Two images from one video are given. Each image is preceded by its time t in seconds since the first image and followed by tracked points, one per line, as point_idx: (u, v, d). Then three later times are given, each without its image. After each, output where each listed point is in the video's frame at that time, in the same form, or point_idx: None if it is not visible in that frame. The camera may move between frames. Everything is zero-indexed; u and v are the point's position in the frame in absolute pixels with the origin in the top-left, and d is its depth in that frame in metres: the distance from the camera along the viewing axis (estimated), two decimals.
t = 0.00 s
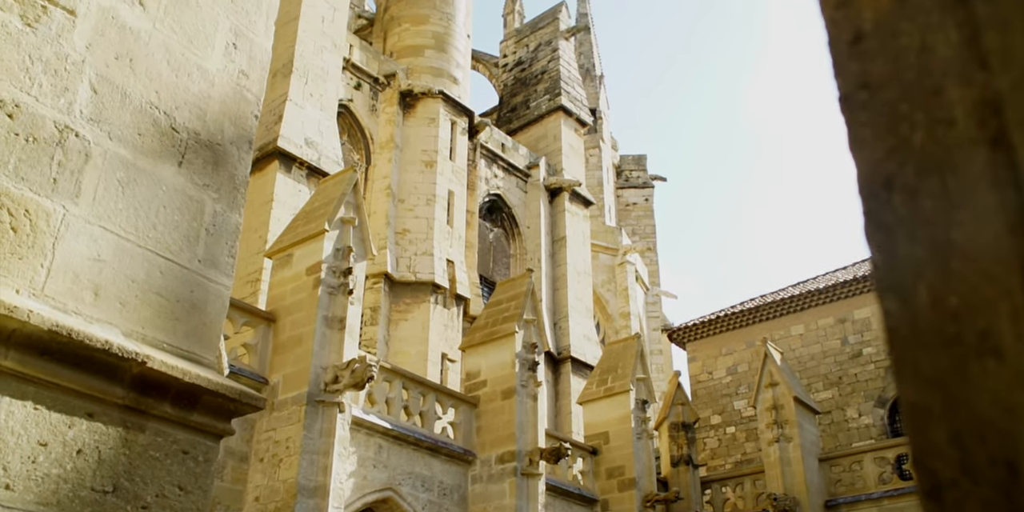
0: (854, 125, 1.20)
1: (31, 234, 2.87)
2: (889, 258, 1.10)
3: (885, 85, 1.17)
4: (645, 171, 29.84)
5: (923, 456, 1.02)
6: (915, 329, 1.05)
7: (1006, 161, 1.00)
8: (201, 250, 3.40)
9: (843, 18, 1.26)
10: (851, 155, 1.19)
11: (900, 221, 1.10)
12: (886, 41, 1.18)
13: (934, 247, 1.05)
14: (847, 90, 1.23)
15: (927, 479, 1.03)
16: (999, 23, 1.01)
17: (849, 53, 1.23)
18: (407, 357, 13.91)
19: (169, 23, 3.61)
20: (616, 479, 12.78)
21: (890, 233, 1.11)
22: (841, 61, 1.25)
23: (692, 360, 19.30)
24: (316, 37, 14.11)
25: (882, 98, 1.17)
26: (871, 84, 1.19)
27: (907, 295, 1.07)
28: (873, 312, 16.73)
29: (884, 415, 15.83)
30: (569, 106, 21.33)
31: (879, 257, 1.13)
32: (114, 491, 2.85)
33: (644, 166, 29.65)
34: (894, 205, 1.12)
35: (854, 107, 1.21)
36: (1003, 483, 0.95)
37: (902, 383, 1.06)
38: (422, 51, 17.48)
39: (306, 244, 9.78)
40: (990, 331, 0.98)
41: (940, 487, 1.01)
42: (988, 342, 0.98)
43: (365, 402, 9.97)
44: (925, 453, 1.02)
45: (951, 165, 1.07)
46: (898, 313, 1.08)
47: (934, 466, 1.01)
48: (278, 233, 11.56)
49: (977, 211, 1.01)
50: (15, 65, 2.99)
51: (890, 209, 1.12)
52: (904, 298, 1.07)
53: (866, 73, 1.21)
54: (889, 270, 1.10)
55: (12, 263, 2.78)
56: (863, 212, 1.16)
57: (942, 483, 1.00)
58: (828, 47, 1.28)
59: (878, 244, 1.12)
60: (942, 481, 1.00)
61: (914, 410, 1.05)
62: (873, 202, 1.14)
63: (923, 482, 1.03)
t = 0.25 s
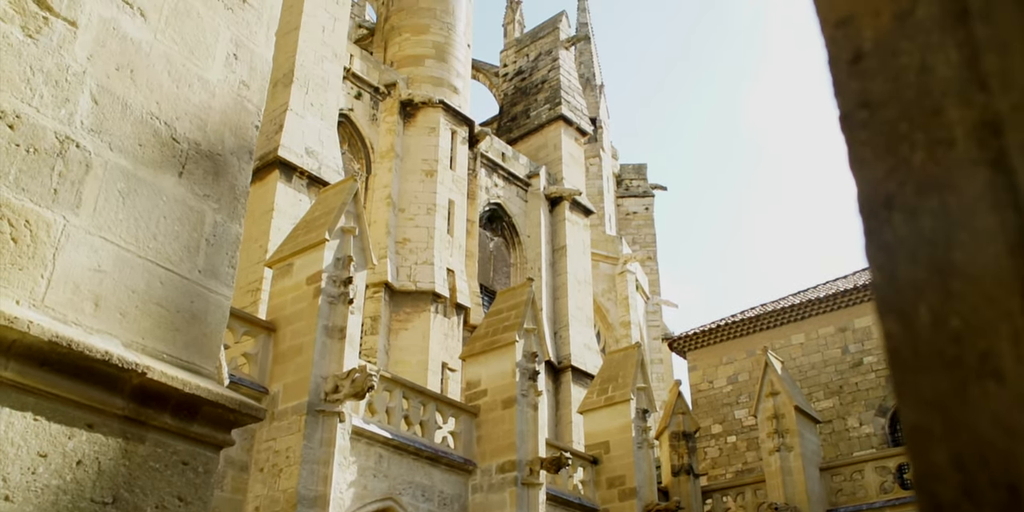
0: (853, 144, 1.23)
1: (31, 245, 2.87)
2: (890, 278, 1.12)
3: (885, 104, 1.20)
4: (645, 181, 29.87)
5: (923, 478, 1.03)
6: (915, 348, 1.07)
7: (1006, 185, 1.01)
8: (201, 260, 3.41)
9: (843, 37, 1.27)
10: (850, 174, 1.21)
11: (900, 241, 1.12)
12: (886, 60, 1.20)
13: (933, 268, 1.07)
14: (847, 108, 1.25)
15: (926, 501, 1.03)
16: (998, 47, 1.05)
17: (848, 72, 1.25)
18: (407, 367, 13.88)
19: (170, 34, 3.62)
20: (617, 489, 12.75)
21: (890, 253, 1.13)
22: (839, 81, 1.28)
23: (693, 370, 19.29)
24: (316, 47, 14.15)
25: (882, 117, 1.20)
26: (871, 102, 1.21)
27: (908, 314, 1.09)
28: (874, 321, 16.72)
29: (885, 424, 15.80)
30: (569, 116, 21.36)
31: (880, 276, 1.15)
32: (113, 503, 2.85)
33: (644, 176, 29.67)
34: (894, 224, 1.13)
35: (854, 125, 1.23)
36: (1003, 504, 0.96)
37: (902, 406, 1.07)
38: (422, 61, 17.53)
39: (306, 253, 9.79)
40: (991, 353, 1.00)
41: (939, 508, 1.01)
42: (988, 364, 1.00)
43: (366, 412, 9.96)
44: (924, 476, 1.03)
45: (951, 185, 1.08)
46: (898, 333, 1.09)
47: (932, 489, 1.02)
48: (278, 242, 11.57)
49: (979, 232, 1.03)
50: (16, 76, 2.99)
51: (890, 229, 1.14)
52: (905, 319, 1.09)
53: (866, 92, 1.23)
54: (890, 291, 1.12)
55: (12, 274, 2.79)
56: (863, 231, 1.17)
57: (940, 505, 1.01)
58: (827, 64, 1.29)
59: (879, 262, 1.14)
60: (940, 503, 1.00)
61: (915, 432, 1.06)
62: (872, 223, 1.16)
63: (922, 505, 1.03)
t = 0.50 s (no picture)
0: (853, 159, 1.22)
1: (32, 254, 2.87)
2: (890, 294, 1.11)
3: (884, 120, 1.19)
4: (644, 189, 29.90)
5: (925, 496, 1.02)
6: (915, 366, 1.06)
7: (1007, 200, 0.99)
8: (201, 270, 3.40)
9: (842, 52, 1.28)
10: (851, 190, 1.21)
11: (900, 257, 1.10)
12: (886, 76, 1.20)
13: (935, 283, 1.06)
14: (847, 123, 1.25)
15: None
16: (999, 63, 1.02)
17: (848, 87, 1.25)
18: (407, 375, 13.86)
19: (170, 44, 3.63)
20: (617, 498, 12.72)
21: (890, 268, 1.12)
22: (840, 94, 1.27)
23: (693, 378, 19.27)
24: (317, 56, 14.18)
25: (882, 132, 1.19)
26: (870, 118, 1.21)
27: (909, 331, 1.08)
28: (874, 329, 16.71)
29: (886, 432, 15.77)
30: (569, 124, 21.38)
31: (881, 291, 1.14)
32: None
33: (644, 184, 29.69)
34: (894, 240, 1.12)
35: (854, 141, 1.22)
36: None
37: (904, 423, 1.06)
38: (422, 70, 17.55)
39: (306, 261, 9.78)
40: (992, 370, 0.98)
41: None
42: (989, 383, 0.98)
43: (366, 421, 9.95)
44: (927, 493, 1.02)
45: (953, 201, 1.06)
46: (899, 351, 1.08)
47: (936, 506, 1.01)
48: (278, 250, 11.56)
49: (980, 249, 1.01)
50: (17, 86, 3.00)
51: (890, 245, 1.12)
52: (905, 336, 1.08)
53: (865, 108, 1.22)
54: (890, 308, 1.11)
55: (12, 284, 2.78)
56: (863, 247, 1.16)
57: None
58: (827, 80, 1.30)
59: (880, 278, 1.13)
60: None
61: (916, 450, 1.04)
62: (873, 238, 1.15)
63: None
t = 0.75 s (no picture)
0: (854, 172, 1.23)
1: (31, 264, 2.87)
2: (891, 309, 1.12)
3: (884, 134, 1.19)
4: (644, 196, 29.94)
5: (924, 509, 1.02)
6: (915, 381, 1.06)
7: (1007, 216, 0.97)
8: (201, 279, 3.41)
9: (842, 66, 1.29)
10: (852, 204, 1.21)
11: (901, 271, 1.11)
12: (885, 90, 1.20)
13: (936, 298, 1.06)
14: (847, 137, 1.26)
15: None
16: (1000, 80, 1.02)
17: (847, 101, 1.26)
18: (407, 383, 13.85)
19: (170, 53, 3.64)
20: (618, 505, 12.70)
21: (890, 283, 1.13)
22: (840, 109, 1.28)
23: (693, 385, 19.27)
24: (316, 64, 14.21)
25: (882, 147, 1.19)
26: (871, 132, 1.22)
27: (910, 346, 1.08)
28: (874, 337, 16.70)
29: (887, 439, 15.74)
30: (569, 132, 21.41)
31: (882, 305, 1.14)
32: None
33: (644, 191, 29.73)
34: (896, 254, 1.12)
35: (854, 155, 1.23)
36: None
37: (905, 437, 1.07)
38: (422, 78, 17.58)
39: (306, 269, 9.78)
40: (993, 388, 0.97)
41: None
42: (990, 399, 0.97)
43: (366, 429, 9.94)
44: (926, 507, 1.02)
45: (952, 216, 1.05)
46: (900, 365, 1.09)
47: None
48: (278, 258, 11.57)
49: (982, 265, 1.00)
50: (17, 96, 3.00)
51: (891, 260, 1.13)
52: (907, 351, 1.08)
53: (866, 122, 1.23)
54: (892, 322, 1.11)
55: (12, 293, 2.79)
56: (865, 261, 1.17)
57: None
58: (828, 93, 1.31)
59: (881, 293, 1.13)
60: None
61: (917, 465, 1.05)
62: (875, 252, 1.15)
63: None
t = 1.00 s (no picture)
0: (855, 186, 1.23)
1: (31, 272, 2.87)
2: (893, 324, 1.12)
3: (885, 148, 1.19)
4: (644, 203, 29.96)
5: None
6: (918, 396, 1.06)
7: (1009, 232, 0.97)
8: (201, 287, 3.41)
9: (843, 81, 1.29)
10: (853, 218, 1.21)
11: (903, 286, 1.11)
12: (886, 105, 1.20)
13: (938, 313, 1.06)
14: (848, 151, 1.26)
15: None
16: (1001, 95, 1.02)
17: (848, 115, 1.26)
18: (407, 390, 13.82)
19: (170, 61, 3.64)
20: None
21: (893, 297, 1.13)
22: (842, 123, 1.28)
23: (694, 392, 19.26)
24: (316, 72, 14.22)
25: (883, 161, 1.19)
26: (871, 146, 1.22)
27: (912, 362, 1.08)
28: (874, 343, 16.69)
29: (887, 446, 15.72)
30: (569, 138, 21.42)
31: (883, 320, 1.14)
32: None
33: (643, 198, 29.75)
34: (897, 269, 1.12)
35: (854, 169, 1.24)
36: None
37: (908, 452, 1.07)
38: (422, 85, 17.60)
39: (306, 277, 9.78)
40: (995, 403, 0.97)
41: None
42: (993, 415, 0.97)
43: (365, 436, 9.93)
44: None
45: (953, 232, 1.05)
46: (903, 380, 1.09)
47: None
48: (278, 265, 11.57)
49: (982, 281, 1.00)
50: (17, 104, 3.00)
51: (893, 274, 1.13)
52: (909, 367, 1.08)
53: (866, 136, 1.23)
54: (895, 338, 1.11)
55: (12, 301, 2.78)
56: (867, 275, 1.17)
57: None
58: (829, 107, 1.31)
59: (883, 309, 1.13)
60: None
61: (920, 480, 1.05)
62: (877, 267, 1.15)
63: None
